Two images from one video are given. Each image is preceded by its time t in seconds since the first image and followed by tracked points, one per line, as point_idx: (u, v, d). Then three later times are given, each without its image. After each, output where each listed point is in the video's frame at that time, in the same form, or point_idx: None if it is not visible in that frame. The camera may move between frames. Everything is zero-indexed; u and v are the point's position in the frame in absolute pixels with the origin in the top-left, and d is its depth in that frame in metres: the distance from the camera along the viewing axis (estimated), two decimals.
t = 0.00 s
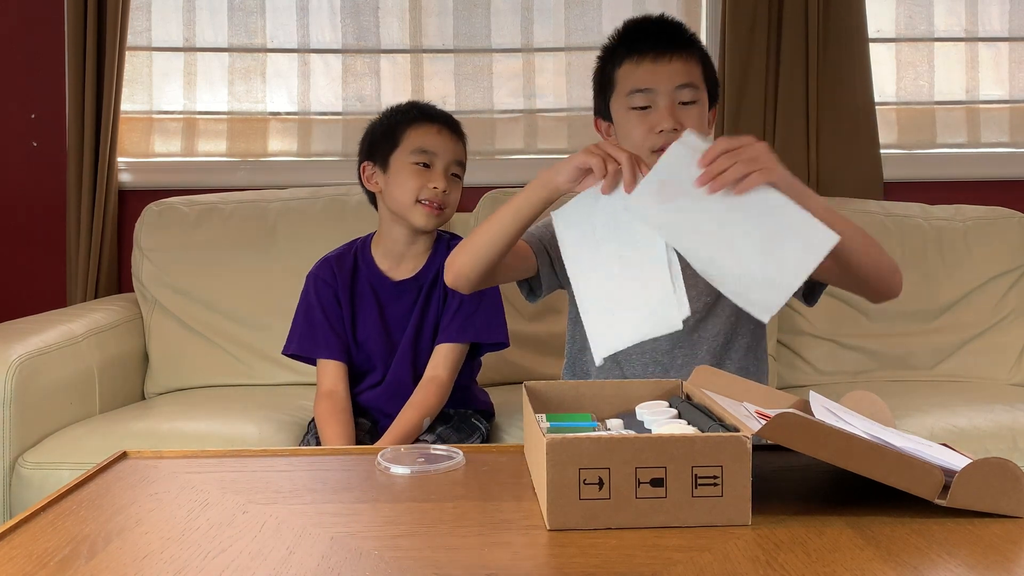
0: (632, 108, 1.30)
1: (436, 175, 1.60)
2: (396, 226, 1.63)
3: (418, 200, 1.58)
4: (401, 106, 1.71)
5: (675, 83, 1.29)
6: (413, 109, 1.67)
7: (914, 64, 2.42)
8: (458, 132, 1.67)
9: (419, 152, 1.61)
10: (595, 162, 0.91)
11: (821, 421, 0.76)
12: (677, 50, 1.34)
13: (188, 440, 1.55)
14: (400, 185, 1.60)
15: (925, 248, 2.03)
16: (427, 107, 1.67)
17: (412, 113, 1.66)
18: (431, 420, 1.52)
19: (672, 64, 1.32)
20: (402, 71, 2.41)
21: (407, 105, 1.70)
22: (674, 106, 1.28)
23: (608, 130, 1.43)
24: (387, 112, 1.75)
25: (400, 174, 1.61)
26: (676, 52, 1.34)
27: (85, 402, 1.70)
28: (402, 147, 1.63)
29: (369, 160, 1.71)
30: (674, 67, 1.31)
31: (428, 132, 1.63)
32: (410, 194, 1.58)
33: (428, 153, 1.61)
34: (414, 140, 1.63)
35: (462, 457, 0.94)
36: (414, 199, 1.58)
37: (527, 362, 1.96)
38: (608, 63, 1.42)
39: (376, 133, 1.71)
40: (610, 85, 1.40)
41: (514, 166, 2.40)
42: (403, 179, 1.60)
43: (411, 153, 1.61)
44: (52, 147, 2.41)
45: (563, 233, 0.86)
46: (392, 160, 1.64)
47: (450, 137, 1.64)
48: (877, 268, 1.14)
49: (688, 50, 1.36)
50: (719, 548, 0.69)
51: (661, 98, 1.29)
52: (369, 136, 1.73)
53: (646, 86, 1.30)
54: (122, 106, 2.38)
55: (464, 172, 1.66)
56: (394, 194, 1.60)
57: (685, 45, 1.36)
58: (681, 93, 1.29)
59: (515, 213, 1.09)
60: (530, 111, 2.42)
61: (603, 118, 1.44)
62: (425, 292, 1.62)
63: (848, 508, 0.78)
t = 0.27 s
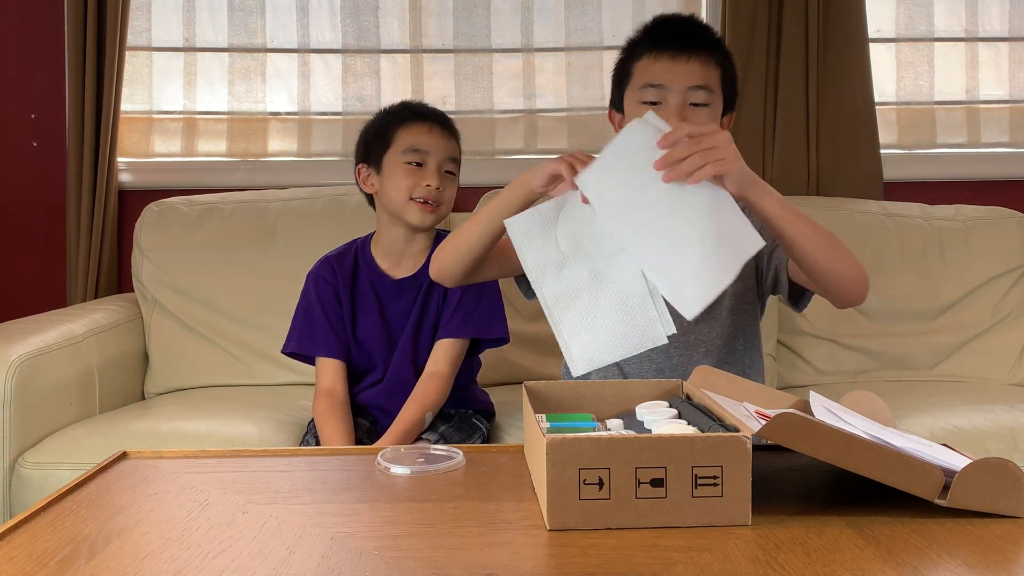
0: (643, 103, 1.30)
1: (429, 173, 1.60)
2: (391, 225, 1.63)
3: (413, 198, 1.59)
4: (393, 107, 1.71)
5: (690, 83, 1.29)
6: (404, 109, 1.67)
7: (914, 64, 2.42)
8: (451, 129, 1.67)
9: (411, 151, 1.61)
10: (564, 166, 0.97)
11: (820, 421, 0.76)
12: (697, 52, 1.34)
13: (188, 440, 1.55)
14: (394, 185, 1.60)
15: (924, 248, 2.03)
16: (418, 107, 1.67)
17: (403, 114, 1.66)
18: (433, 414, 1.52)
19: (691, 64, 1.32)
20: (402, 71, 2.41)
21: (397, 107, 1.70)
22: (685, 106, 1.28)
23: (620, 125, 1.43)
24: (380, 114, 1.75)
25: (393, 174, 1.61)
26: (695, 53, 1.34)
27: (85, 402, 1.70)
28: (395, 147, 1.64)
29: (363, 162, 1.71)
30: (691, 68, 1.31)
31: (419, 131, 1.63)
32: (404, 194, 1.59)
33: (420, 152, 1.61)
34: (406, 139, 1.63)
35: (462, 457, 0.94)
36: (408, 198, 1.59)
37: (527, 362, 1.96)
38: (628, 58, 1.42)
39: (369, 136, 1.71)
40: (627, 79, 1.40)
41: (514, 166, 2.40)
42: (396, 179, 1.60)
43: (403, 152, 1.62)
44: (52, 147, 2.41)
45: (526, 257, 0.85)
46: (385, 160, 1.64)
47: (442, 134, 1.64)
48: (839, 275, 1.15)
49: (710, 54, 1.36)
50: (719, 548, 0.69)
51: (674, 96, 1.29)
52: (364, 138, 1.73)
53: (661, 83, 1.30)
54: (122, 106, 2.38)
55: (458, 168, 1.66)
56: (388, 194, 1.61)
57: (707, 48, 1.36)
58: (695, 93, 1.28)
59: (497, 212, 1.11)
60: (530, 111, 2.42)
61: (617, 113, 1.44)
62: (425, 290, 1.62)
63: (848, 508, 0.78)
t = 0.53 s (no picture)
0: (649, 104, 1.32)
1: (425, 163, 1.61)
2: (389, 217, 1.63)
3: (409, 188, 1.59)
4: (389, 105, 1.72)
5: (696, 87, 1.31)
6: (399, 105, 1.69)
7: (914, 64, 2.42)
8: (446, 122, 1.68)
9: (407, 143, 1.63)
10: (555, 158, 0.96)
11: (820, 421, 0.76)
12: (706, 53, 1.34)
13: (188, 440, 1.55)
14: (390, 176, 1.61)
15: (924, 248, 2.03)
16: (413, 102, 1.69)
17: (399, 109, 1.68)
18: (438, 409, 1.51)
19: (698, 65, 1.33)
20: (402, 70, 2.41)
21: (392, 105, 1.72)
22: (691, 109, 1.30)
23: (623, 120, 1.45)
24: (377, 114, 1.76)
25: (388, 166, 1.62)
26: (703, 54, 1.34)
27: (85, 401, 1.70)
28: (390, 139, 1.65)
29: (360, 159, 1.72)
30: (699, 70, 1.32)
31: (414, 123, 1.64)
32: (401, 184, 1.59)
33: (415, 143, 1.62)
34: (401, 132, 1.64)
35: (462, 457, 0.94)
36: (405, 187, 1.59)
37: (527, 362, 1.96)
38: (634, 54, 1.42)
39: (365, 133, 1.72)
40: (632, 77, 1.41)
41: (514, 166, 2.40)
42: (392, 171, 1.61)
43: (398, 145, 1.63)
44: (52, 147, 2.41)
45: (536, 255, 0.82)
46: (382, 153, 1.65)
47: (437, 125, 1.65)
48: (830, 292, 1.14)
49: (718, 55, 1.36)
50: (719, 548, 0.69)
51: (679, 98, 1.31)
52: (362, 134, 1.74)
53: (667, 84, 1.32)
54: (122, 106, 2.38)
55: (455, 159, 1.67)
56: (385, 186, 1.61)
57: (715, 49, 1.36)
58: (701, 97, 1.30)
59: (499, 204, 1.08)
60: (530, 111, 2.42)
61: (621, 108, 1.45)
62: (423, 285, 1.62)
63: (848, 508, 0.78)
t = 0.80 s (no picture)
0: (659, 105, 1.33)
1: (418, 167, 1.61)
2: (381, 217, 1.65)
3: (400, 191, 1.60)
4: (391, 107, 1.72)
5: (707, 87, 1.32)
6: (399, 107, 1.69)
7: (914, 64, 2.42)
8: (445, 124, 1.67)
9: (403, 145, 1.63)
10: (596, 187, 0.94)
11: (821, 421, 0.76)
12: (711, 53, 1.35)
13: (188, 440, 1.55)
14: (384, 178, 1.62)
15: (924, 248, 2.03)
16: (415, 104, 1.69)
17: (398, 110, 1.68)
18: (437, 410, 1.52)
19: (708, 66, 1.33)
20: (402, 70, 2.41)
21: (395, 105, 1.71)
22: (702, 109, 1.31)
23: (627, 122, 1.45)
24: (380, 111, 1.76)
25: (382, 168, 1.63)
26: (711, 55, 1.34)
27: (85, 401, 1.70)
28: (386, 141, 1.65)
29: (359, 157, 1.73)
30: (708, 70, 1.33)
31: (411, 126, 1.64)
32: (392, 186, 1.61)
33: (410, 146, 1.62)
34: (398, 134, 1.64)
35: (462, 457, 0.94)
36: (396, 190, 1.60)
37: (527, 362, 1.96)
38: (638, 55, 1.42)
39: (366, 133, 1.73)
40: (636, 78, 1.41)
41: (514, 165, 2.40)
42: (386, 171, 1.62)
43: (393, 147, 1.63)
44: (52, 147, 2.41)
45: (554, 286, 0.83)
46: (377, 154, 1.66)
47: (434, 129, 1.65)
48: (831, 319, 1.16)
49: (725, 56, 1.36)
50: (719, 548, 0.69)
51: (689, 99, 1.31)
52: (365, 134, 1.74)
53: (677, 86, 1.33)
54: (122, 106, 2.38)
55: (452, 163, 1.66)
56: (377, 187, 1.63)
57: (722, 49, 1.36)
58: (711, 97, 1.31)
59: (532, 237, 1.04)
60: (530, 111, 2.42)
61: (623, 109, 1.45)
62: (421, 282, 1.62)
63: (848, 508, 0.78)
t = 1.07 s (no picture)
0: (655, 109, 1.33)
1: (411, 177, 1.60)
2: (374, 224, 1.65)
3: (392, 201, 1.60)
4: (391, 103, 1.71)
5: (702, 87, 1.33)
6: (393, 107, 1.67)
7: (914, 64, 2.42)
8: (440, 131, 1.65)
9: (396, 153, 1.62)
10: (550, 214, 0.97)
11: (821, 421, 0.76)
12: (706, 50, 1.35)
13: (188, 440, 1.55)
14: (376, 189, 1.62)
15: (924, 248, 2.03)
16: (409, 103, 1.67)
17: (391, 113, 1.66)
18: (438, 405, 1.52)
19: (702, 65, 1.34)
20: (402, 70, 2.41)
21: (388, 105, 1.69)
22: (698, 110, 1.32)
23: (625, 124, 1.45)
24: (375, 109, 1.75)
25: (375, 175, 1.63)
26: (706, 53, 1.35)
27: (85, 401, 1.70)
28: (379, 148, 1.64)
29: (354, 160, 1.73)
30: (703, 70, 1.33)
31: (404, 133, 1.62)
32: (385, 199, 1.61)
33: (404, 156, 1.61)
34: (391, 141, 1.63)
35: (462, 457, 0.94)
36: (388, 199, 1.60)
37: (527, 362, 1.96)
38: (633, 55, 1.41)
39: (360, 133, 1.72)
40: (633, 80, 1.40)
41: (515, 165, 2.40)
42: (379, 181, 1.62)
43: (385, 156, 1.62)
44: (52, 147, 2.41)
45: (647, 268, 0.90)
46: (370, 162, 1.65)
47: (429, 136, 1.63)
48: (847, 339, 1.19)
49: (721, 50, 1.36)
50: (719, 548, 0.69)
51: (685, 101, 1.32)
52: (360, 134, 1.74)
53: (672, 88, 1.33)
54: (122, 106, 2.38)
55: (446, 171, 1.65)
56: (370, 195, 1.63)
57: (717, 45, 1.36)
58: (707, 97, 1.32)
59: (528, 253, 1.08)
60: (530, 111, 2.42)
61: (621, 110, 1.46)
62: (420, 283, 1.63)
63: (848, 508, 0.78)
